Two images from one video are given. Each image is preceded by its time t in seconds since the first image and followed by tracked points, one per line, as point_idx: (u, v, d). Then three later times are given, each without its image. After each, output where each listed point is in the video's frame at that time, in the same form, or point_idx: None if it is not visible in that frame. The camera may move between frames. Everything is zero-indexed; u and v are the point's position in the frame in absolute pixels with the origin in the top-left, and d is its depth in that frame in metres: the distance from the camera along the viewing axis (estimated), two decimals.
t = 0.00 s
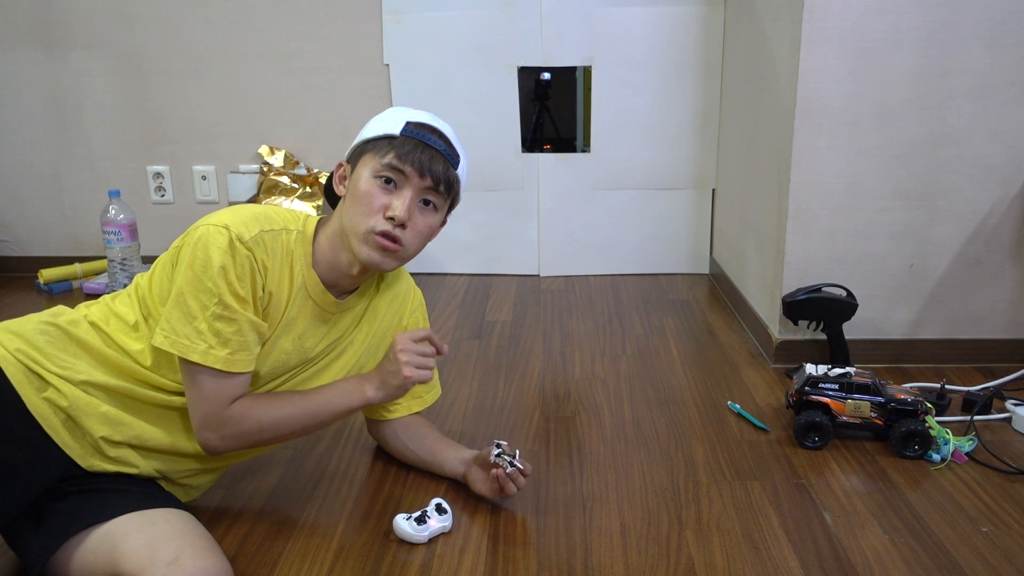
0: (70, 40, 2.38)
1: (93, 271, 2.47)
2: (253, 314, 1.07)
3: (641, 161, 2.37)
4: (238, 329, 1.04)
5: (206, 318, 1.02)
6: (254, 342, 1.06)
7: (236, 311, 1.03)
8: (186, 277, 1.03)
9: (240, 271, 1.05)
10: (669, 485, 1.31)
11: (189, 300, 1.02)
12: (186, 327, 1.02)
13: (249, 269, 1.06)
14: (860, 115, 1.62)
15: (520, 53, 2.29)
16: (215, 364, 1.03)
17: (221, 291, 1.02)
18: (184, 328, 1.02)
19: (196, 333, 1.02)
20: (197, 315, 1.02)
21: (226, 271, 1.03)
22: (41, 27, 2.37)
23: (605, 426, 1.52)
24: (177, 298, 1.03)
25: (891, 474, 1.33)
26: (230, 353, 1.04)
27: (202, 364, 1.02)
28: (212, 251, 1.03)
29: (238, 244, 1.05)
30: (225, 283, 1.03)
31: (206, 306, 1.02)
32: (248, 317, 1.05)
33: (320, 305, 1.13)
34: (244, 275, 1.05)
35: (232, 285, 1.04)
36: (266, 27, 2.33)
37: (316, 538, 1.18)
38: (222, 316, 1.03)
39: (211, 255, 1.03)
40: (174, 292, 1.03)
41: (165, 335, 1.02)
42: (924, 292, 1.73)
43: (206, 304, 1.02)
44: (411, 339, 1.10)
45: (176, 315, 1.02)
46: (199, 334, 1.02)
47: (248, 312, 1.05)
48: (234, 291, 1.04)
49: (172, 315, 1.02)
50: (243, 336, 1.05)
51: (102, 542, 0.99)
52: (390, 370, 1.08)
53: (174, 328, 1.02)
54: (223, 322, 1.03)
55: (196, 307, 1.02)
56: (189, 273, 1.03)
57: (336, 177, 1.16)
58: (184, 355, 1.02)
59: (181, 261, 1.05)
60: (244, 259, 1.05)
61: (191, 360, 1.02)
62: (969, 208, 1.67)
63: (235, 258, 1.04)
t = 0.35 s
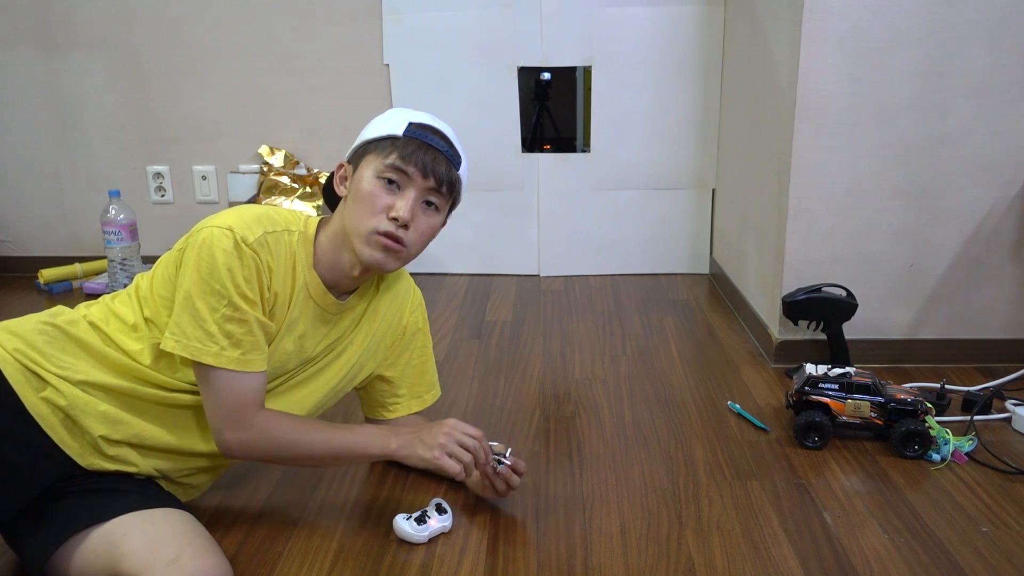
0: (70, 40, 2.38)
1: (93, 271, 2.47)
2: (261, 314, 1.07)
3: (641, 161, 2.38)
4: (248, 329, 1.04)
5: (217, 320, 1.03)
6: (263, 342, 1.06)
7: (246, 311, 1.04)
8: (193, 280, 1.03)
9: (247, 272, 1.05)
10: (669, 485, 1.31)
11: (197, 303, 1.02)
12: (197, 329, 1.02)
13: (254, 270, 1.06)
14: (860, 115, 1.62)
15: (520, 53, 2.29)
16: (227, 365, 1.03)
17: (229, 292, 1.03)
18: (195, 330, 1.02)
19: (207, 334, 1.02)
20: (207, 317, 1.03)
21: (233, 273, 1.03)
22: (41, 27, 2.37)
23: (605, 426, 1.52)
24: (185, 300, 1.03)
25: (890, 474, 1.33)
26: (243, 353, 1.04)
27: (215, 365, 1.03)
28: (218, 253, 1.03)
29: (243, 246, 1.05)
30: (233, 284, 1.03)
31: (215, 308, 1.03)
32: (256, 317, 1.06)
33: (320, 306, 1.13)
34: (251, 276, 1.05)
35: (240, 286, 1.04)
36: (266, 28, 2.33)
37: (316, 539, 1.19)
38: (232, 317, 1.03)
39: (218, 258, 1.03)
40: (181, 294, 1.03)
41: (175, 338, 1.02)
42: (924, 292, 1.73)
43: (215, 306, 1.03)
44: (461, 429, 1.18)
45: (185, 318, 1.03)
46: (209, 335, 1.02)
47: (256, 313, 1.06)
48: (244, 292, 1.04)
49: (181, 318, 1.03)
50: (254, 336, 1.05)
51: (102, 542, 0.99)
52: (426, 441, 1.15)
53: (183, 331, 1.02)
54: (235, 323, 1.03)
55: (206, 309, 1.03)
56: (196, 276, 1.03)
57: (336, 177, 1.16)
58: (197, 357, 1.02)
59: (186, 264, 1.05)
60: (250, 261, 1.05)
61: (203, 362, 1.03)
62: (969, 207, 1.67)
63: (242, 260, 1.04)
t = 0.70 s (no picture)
0: (70, 40, 2.38)
1: (93, 271, 2.47)
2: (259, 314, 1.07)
3: (641, 161, 2.38)
4: (247, 329, 1.04)
5: (214, 320, 1.03)
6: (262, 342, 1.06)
7: (243, 311, 1.04)
8: (191, 280, 1.03)
9: (245, 273, 1.05)
10: (670, 485, 1.31)
11: (195, 303, 1.02)
12: (195, 329, 1.02)
13: (253, 270, 1.05)
14: (860, 115, 1.62)
15: (520, 53, 2.29)
16: (226, 365, 1.04)
17: (226, 292, 1.03)
18: (193, 330, 1.02)
19: (205, 335, 1.02)
20: (205, 318, 1.02)
21: (230, 273, 1.03)
22: (41, 27, 2.37)
23: (606, 426, 1.52)
24: (183, 301, 1.03)
25: (890, 475, 1.33)
26: (241, 352, 1.04)
27: (213, 365, 1.03)
28: (215, 253, 1.03)
29: (240, 246, 1.04)
30: (231, 284, 1.03)
31: (213, 308, 1.03)
32: (255, 317, 1.05)
33: (320, 306, 1.13)
34: (249, 276, 1.05)
35: (237, 287, 1.04)
36: (266, 28, 2.33)
37: (316, 539, 1.19)
38: (230, 317, 1.03)
39: (215, 258, 1.02)
40: (179, 295, 1.03)
41: (174, 339, 1.02)
42: (924, 292, 1.73)
43: (213, 306, 1.03)
44: (459, 441, 1.16)
45: (184, 318, 1.03)
46: (208, 336, 1.02)
47: (254, 312, 1.06)
48: (242, 292, 1.04)
49: (179, 319, 1.03)
50: (253, 336, 1.05)
51: (101, 542, 0.99)
52: (425, 455, 1.14)
53: (182, 331, 1.03)
54: (233, 323, 1.03)
55: (204, 309, 1.03)
56: (194, 276, 1.03)
57: (358, 184, 1.04)
58: (197, 357, 1.02)
59: (184, 264, 1.04)
60: (248, 261, 1.05)
61: (202, 363, 1.03)
62: (969, 208, 1.67)
63: (239, 260, 1.04)
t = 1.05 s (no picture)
0: (69, 40, 2.38)
1: (93, 271, 2.47)
2: (262, 319, 1.07)
3: (641, 161, 2.38)
4: (251, 335, 1.04)
5: (218, 325, 1.02)
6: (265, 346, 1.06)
7: (247, 317, 1.04)
8: (194, 285, 1.02)
9: (248, 279, 1.04)
10: (670, 486, 1.31)
11: (199, 308, 1.02)
12: (199, 334, 1.02)
13: (256, 276, 1.05)
14: (860, 115, 1.62)
15: (520, 53, 2.29)
16: (230, 370, 1.03)
17: (230, 298, 1.02)
18: (197, 335, 1.02)
19: (209, 340, 1.02)
20: (209, 323, 1.02)
21: (234, 279, 1.03)
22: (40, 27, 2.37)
23: (606, 427, 1.52)
24: (187, 305, 1.02)
25: (890, 475, 1.33)
26: (245, 358, 1.04)
27: (217, 370, 1.03)
28: (219, 259, 1.02)
29: (244, 252, 1.04)
30: (235, 290, 1.03)
31: (217, 314, 1.02)
32: (258, 322, 1.05)
33: (321, 310, 1.13)
34: (252, 282, 1.04)
35: (241, 292, 1.03)
36: (266, 28, 2.33)
37: (316, 539, 1.18)
38: (234, 323, 1.03)
39: (219, 265, 1.02)
40: (183, 299, 1.03)
41: (178, 344, 1.02)
42: (923, 292, 1.73)
43: (217, 312, 1.02)
44: (456, 431, 1.16)
45: (187, 323, 1.02)
46: (212, 341, 1.02)
47: (258, 318, 1.06)
48: (246, 298, 1.04)
49: (183, 323, 1.02)
50: (256, 341, 1.05)
51: (102, 542, 0.99)
52: (425, 449, 1.14)
53: (186, 336, 1.02)
54: (237, 329, 1.03)
55: (208, 314, 1.02)
56: (198, 281, 1.02)
57: (374, 197, 1.04)
58: (201, 363, 1.02)
59: (186, 269, 1.03)
60: (251, 267, 1.04)
61: (206, 368, 1.03)
62: (968, 207, 1.67)
63: (243, 266, 1.04)
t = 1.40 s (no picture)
0: (69, 40, 2.38)
1: (93, 271, 2.47)
2: (266, 322, 1.07)
3: (641, 161, 2.38)
4: (256, 338, 1.04)
5: (224, 329, 1.02)
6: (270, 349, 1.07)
7: (253, 320, 1.04)
8: (199, 288, 1.02)
9: (254, 282, 1.04)
10: (670, 485, 1.31)
11: (205, 311, 1.02)
12: (203, 337, 1.02)
13: (262, 280, 1.05)
14: (860, 115, 1.62)
15: (520, 53, 2.29)
16: (234, 373, 1.04)
17: (236, 302, 1.02)
18: (201, 337, 1.02)
19: (214, 343, 1.02)
20: (214, 326, 1.02)
21: (240, 283, 1.03)
22: (40, 27, 2.37)
23: (606, 427, 1.52)
24: (191, 308, 1.02)
25: (890, 474, 1.33)
26: (249, 361, 1.04)
27: (221, 373, 1.03)
28: (225, 262, 1.02)
29: (249, 255, 1.04)
30: (241, 293, 1.03)
31: (222, 317, 1.02)
32: (263, 325, 1.06)
33: (324, 312, 1.13)
34: (257, 285, 1.04)
35: (247, 296, 1.03)
36: (266, 28, 2.33)
37: (316, 539, 1.18)
38: (239, 326, 1.03)
39: (225, 267, 1.02)
40: (187, 302, 1.02)
41: (182, 347, 1.02)
42: (923, 292, 1.73)
43: (222, 315, 1.02)
44: (457, 435, 1.15)
45: (192, 326, 1.02)
46: (216, 344, 1.02)
47: (262, 321, 1.06)
48: (252, 302, 1.04)
49: (187, 326, 1.02)
50: (261, 344, 1.05)
51: (102, 542, 0.99)
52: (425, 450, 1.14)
53: (190, 338, 1.02)
54: (242, 332, 1.03)
55: (212, 317, 1.02)
56: (202, 283, 1.02)
57: (379, 204, 1.04)
58: (205, 365, 1.02)
59: (191, 271, 1.03)
60: (257, 270, 1.04)
61: (210, 371, 1.03)
62: (969, 208, 1.67)
63: (249, 269, 1.03)
